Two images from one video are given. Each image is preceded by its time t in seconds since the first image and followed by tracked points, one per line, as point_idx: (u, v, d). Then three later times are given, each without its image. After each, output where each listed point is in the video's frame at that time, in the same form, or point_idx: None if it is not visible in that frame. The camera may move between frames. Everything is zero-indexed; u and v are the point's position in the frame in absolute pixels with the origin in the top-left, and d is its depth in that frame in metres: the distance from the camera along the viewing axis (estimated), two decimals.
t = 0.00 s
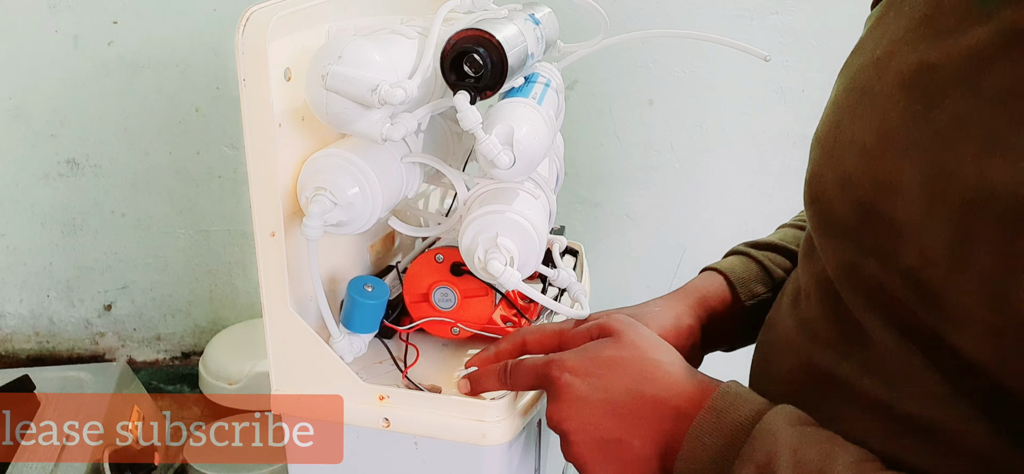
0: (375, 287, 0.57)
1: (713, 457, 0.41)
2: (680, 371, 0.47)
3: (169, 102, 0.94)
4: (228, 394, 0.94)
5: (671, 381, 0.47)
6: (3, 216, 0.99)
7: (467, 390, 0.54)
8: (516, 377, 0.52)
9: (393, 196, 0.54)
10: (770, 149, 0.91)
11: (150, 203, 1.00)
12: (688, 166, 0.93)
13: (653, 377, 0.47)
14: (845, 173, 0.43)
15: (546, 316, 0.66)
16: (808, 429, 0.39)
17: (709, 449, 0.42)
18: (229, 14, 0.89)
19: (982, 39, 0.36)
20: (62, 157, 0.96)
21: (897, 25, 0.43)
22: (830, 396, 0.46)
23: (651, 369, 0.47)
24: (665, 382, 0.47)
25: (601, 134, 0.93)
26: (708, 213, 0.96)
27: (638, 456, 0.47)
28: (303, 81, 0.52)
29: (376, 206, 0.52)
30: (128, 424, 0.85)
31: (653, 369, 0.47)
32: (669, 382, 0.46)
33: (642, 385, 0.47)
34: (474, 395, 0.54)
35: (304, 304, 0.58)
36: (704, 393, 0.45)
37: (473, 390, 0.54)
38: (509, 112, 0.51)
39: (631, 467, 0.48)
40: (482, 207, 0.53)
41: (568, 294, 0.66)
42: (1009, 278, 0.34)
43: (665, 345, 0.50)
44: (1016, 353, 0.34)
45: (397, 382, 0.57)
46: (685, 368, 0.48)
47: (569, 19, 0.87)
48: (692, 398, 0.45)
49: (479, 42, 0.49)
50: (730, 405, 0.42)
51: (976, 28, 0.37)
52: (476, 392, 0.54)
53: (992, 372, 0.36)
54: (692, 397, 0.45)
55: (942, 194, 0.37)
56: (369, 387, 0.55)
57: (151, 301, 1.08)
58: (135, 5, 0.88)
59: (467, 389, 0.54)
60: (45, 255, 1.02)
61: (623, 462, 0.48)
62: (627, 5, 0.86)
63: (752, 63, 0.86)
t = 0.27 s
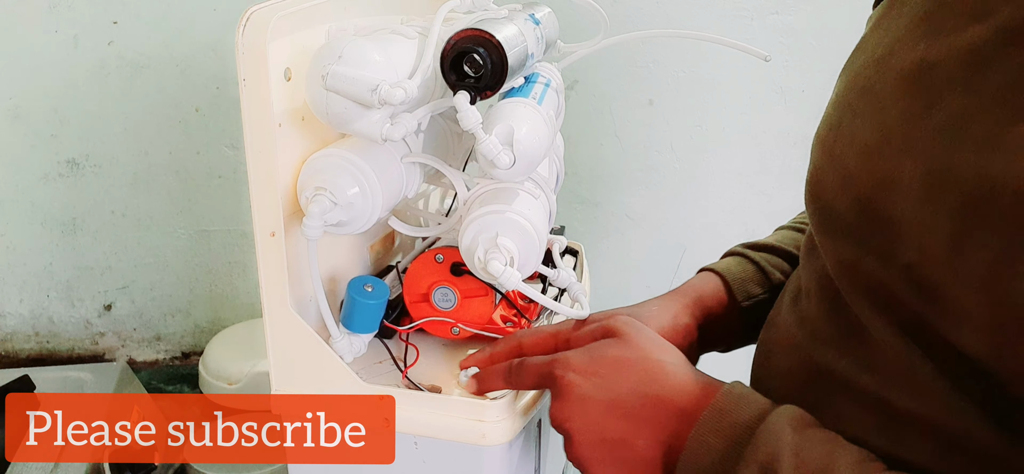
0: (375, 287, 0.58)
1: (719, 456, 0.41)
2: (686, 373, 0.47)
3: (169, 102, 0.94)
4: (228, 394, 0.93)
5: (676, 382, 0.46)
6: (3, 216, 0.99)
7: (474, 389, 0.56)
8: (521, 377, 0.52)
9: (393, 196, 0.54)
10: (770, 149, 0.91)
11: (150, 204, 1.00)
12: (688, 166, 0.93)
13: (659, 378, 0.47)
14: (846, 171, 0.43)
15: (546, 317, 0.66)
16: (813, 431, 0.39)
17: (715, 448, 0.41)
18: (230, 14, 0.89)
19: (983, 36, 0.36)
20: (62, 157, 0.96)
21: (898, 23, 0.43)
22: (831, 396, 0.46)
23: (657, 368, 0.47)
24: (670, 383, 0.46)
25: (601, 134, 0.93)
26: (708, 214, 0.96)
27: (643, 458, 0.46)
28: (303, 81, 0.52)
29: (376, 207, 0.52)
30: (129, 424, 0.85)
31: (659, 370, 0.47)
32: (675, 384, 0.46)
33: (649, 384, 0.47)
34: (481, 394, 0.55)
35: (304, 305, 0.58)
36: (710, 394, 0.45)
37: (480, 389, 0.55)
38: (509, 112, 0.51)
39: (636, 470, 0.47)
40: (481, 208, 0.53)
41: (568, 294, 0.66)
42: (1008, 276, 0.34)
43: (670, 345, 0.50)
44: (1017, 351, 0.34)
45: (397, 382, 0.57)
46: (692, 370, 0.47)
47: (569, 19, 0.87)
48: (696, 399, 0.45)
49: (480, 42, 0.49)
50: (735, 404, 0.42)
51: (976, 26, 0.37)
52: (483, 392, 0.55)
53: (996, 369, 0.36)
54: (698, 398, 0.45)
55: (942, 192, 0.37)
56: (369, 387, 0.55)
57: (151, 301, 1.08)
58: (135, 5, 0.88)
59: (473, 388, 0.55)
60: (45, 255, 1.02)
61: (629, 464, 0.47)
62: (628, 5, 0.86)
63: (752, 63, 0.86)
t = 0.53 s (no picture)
0: (375, 287, 0.58)
1: (726, 453, 0.40)
2: (692, 374, 0.47)
3: (169, 102, 0.94)
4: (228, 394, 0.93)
5: (683, 383, 0.46)
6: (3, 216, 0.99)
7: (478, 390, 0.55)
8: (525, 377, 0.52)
9: (393, 196, 0.54)
10: (770, 149, 0.91)
11: (150, 204, 1.00)
12: (688, 166, 0.93)
13: (666, 379, 0.47)
14: (846, 170, 0.43)
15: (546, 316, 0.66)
16: (815, 430, 0.39)
17: (721, 449, 0.41)
18: (229, 14, 0.89)
19: (983, 36, 0.36)
20: (62, 157, 0.96)
21: (897, 23, 0.43)
22: (830, 396, 0.46)
23: (662, 369, 0.47)
24: (676, 383, 0.46)
25: (601, 134, 0.93)
26: (708, 213, 0.96)
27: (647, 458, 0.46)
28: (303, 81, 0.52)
29: (377, 207, 0.52)
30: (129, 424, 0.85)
31: (666, 371, 0.47)
32: (680, 384, 0.46)
33: (652, 384, 0.47)
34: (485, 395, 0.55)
35: (305, 305, 0.58)
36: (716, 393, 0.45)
37: (485, 390, 0.55)
38: (509, 112, 0.51)
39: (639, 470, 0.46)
40: (484, 207, 0.53)
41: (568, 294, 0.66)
42: (1007, 275, 0.34)
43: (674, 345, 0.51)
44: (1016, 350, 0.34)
45: (397, 382, 0.57)
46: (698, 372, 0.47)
47: (569, 19, 0.87)
48: (703, 398, 0.44)
49: (480, 42, 0.49)
50: (742, 404, 0.42)
51: (976, 26, 0.37)
52: (487, 392, 0.55)
53: (996, 368, 0.36)
54: (704, 397, 0.44)
55: (942, 192, 0.37)
56: (370, 387, 0.55)
57: (151, 301, 1.08)
58: (135, 5, 0.88)
59: (478, 388, 0.55)
60: (45, 255, 1.02)
61: (633, 465, 0.46)
62: (628, 5, 0.86)
63: (752, 63, 0.86)
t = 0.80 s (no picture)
0: (375, 287, 0.58)
1: (727, 453, 0.40)
2: (692, 373, 0.47)
3: (169, 102, 0.94)
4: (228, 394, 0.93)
5: (683, 382, 0.46)
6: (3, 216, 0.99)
7: (478, 391, 0.55)
8: (524, 377, 0.53)
9: (393, 196, 0.54)
10: (771, 149, 0.91)
11: (150, 204, 1.00)
12: (688, 166, 0.93)
13: (666, 379, 0.47)
14: (845, 170, 0.43)
15: (546, 316, 0.66)
16: (817, 431, 0.39)
17: (721, 445, 0.41)
18: (230, 14, 0.89)
19: (982, 36, 0.36)
20: (62, 157, 0.96)
21: (897, 24, 0.43)
22: (830, 396, 0.46)
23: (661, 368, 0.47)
24: (676, 383, 0.46)
25: (600, 134, 0.93)
26: (708, 213, 0.96)
27: (646, 455, 0.45)
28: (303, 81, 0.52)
29: (377, 206, 0.52)
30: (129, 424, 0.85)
31: (665, 371, 0.47)
32: (681, 383, 0.46)
33: (652, 383, 0.47)
34: (485, 396, 0.55)
35: (305, 304, 0.58)
36: (715, 392, 0.44)
37: (484, 391, 0.55)
38: (509, 112, 0.51)
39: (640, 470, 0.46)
40: (484, 206, 0.53)
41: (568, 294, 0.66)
42: (1007, 274, 0.34)
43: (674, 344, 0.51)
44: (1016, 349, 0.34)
45: (397, 382, 0.58)
46: (698, 371, 0.47)
47: (569, 19, 0.87)
48: (702, 397, 0.44)
49: (479, 42, 0.49)
50: (742, 402, 0.42)
51: (977, 25, 0.37)
52: (486, 392, 0.55)
53: (996, 368, 0.36)
54: (703, 396, 0.44)
55: (942, 191, 0.37)
56: (370, 387, 0.55)
57: (151, 301, 1.08)
58: (135, 5, 0.88)
59: (477, 389, 0.55)
60: (45, 255, 1.03)
61: (632, 463, 0.46)
62: (628, 5, 0.86)
63: (752, 63, 0.86)
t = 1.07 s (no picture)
0: (375, 286, 0.58)
1: (731, 447, 0.41)
2: (692, 370, 0.47)
3: (169, 102, 0.94)
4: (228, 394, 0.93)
5: (688, 378, 0.46)
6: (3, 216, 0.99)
7: (474, 391, 0.55)
8: (525, 374, 0.53)
9: (393, 196, 0.54)
10: (771, 149, 0.91)
11: (150, 204, 1.00)
12: (688, 166, 0.93)
13: (669, 374, 0.47)
14: (844, 170, 0.43)
15: (546, 316, 0.66)
16: (819, 429, 0.39)
17: (727, 441, 0.41)
18: (230, 14, 0.89)
19: (982, 36, 0.36)
20: (62, 157, 0.96)
21: (897, 24, 0.43)
22: (830, 396, 0.46)
23: (662, 365, 0.48)
24: (680, 378, 0.46)
25: (600, 134, 0.93)
26: (708, 213, 0.96)
27: (649, 453, 0.46)
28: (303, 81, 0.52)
29: (376, 207, 0.52)
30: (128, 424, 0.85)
31: (666, 366, 0.48)
32: (684, 380, 0.46)
33: (655, 378, 0.47)
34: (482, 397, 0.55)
35: (304, 304, 0.58)
36: (718, 389, 0.45)
37: (482, 390, 0.54)
38: (509, 112, 0.51)
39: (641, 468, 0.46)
40: (485, 205, 0.53)
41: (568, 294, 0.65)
42: (1006, 275, 0.34)
43: (677, 343, 0.51)
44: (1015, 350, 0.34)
45: (397, 382, 0.58)
46: (698, 366, 0.48)
47: (569, 19, 0.87)
48: (706, 393, 0.45)
49: (480, 42, 0.49)
50: (747, 399, 0.42)
51: (976, 26, 0.37)
52: (484, 393, 0.54)
53: (995, 368, 0.36)
54: (706, 393, 0.45)
55: (940, 191, 0.37)
56: (370, 386, 0.55)
57: (151, 301, 1.08)
58: (135, 5, 0.88)
59: (476, 389, 0.54)
60: (45, 255, 1.03)
61: (635, 461, 0.46)
62: (628, 5, 0.86)
63: (752, 63, 0.86)
